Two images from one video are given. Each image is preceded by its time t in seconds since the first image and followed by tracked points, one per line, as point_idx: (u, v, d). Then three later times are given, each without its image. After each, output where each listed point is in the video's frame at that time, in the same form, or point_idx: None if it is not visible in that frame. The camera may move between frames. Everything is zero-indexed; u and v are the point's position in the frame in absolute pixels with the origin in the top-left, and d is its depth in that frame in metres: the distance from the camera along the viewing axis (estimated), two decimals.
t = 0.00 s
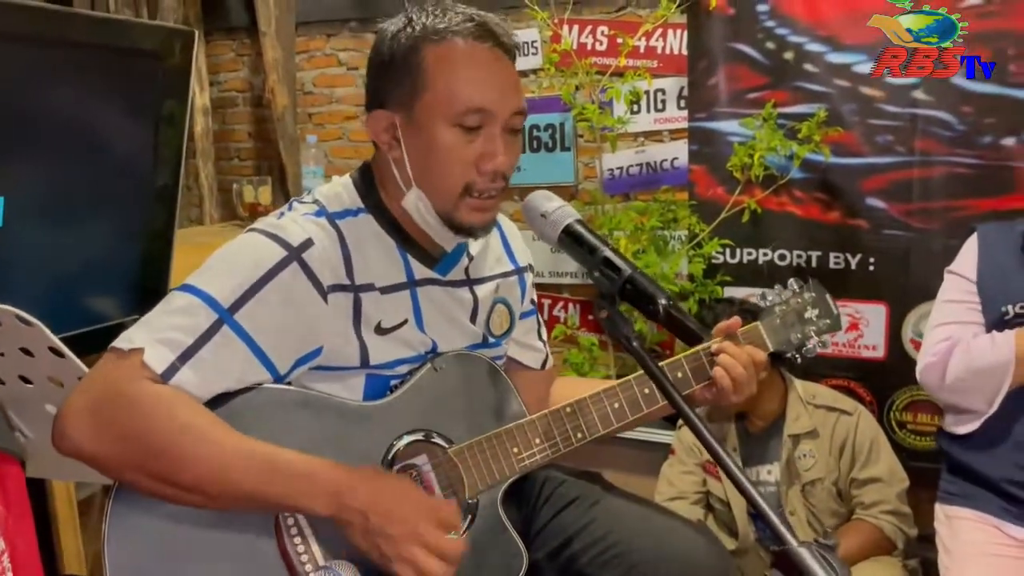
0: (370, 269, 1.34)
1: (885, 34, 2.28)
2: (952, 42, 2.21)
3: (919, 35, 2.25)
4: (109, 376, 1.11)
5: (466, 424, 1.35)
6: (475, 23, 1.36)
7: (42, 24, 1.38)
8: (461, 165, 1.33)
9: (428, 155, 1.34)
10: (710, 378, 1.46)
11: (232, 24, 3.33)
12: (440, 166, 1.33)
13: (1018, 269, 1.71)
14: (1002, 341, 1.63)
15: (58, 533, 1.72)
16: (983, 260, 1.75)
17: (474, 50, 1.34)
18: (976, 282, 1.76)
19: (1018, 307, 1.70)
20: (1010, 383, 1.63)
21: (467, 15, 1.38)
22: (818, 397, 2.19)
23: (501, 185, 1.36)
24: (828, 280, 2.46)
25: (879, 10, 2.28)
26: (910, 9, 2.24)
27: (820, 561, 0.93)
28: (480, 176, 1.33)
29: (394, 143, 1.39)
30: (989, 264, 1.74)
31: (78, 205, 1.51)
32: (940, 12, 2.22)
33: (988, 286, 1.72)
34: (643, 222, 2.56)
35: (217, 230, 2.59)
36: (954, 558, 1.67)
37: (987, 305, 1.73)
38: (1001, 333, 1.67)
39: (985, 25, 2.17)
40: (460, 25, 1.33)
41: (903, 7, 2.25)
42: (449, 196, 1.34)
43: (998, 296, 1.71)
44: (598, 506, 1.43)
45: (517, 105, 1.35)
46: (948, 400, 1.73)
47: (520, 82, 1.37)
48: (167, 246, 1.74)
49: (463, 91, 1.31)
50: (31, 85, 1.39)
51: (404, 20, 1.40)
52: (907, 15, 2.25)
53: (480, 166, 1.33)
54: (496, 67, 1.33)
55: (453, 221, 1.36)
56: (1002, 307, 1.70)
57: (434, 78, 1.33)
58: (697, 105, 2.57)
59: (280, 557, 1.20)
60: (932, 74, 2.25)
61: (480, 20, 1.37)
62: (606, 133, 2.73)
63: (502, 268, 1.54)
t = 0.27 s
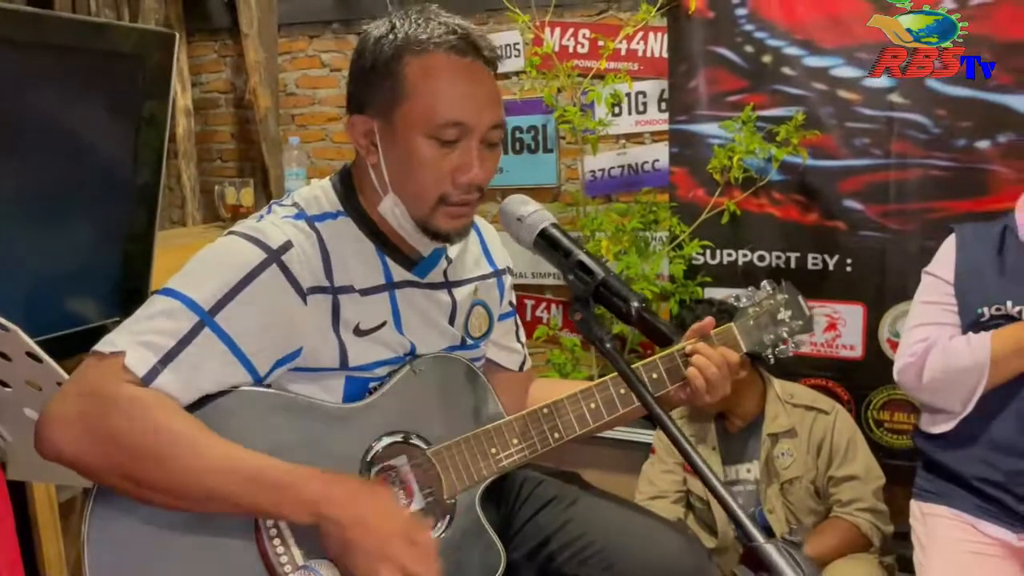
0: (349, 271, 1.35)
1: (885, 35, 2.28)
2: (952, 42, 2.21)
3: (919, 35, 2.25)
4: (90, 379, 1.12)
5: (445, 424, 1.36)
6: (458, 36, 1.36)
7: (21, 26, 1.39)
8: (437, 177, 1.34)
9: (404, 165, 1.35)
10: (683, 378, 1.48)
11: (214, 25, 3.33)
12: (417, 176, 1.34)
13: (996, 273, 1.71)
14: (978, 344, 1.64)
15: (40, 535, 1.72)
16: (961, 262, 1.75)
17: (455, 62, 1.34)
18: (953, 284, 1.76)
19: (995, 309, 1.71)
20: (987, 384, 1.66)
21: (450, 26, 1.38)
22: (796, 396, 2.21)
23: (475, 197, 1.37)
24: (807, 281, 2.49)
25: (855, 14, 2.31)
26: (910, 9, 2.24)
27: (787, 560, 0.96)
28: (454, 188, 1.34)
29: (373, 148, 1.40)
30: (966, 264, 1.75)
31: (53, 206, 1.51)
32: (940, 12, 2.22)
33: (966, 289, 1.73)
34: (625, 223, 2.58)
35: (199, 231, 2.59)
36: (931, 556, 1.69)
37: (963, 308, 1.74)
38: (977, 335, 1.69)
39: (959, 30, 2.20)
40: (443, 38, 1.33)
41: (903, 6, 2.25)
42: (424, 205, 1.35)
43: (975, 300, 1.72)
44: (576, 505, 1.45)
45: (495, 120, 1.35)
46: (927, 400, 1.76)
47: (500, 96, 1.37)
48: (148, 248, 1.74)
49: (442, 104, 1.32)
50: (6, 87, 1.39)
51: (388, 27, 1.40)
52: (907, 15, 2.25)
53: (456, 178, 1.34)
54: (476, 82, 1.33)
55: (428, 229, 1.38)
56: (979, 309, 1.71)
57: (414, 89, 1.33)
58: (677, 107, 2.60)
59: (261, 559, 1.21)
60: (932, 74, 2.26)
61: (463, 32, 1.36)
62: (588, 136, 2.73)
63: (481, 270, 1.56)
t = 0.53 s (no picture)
0: (321, 274, 1.34)
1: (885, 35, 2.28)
2: (952, 42, 2.21)
3: (919, 35, 2.25)
4: (61, 384, 1.12)
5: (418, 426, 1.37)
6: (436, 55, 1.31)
7: None
8: (401, 197, 1.30)
9: (370, 181, 1.32)
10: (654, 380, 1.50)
11: (190, 25, 3.31)
12: (382, 194, 1.31)
13: (962, 275, 1.76)
14: (945, 344, 1.68)
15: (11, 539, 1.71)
16: (927, 264, 1.79)
17: (429, 84, 1.29)
18: (920, 287, 1.80)
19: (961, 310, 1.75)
20: (954, 385, 1.68)
21: (427, 43, 1.32)
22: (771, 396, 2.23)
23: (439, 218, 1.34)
24: (782, 281, 2.52)
25: (829, 18, 2.33)
26: (910, 8, 2.25)
27: (753, 559, 0.97)
28: (418, 210, 1.31)
29: (341, 159, 1.36)
30: (933, 265, 1.78)
31: (26, 207, 1.50)
32: (940, 12, 2.21)
33: (933, 292, 1.76)
34: (602, 225, 2.61)
35: (175, 233, 2.58)
36: (902, 554, 1.72)
37: (931, 309, 1.77)
38: (945, 336, 1.72)
39: (930, 33, 2.23)
40: (418, 60, 1.28)
41: (903, 6, 2.25)
42: (387, 223, 1.33)
43: (942, 302, 1.75)
44: (551, 505, 1.46)
45: (466, 145, 1.31)
46: (897, 401, 1.78)
47: (473, 120, 1.32)
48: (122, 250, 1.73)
49: (411, 127, 1.28)
50: None
51: (365, 37, 1.35)
52: (907, 15, 2.25)
53: (420, 200, 1.31)
54: (449, 107, 1.29)
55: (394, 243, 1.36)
56: (946, 311, 1.75)
57: (385, 108, 1.29)
58: (654, 109, 2.61)
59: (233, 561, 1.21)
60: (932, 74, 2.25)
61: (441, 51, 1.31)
62: (567, 137, 2.74)
63: (454, 271, 1.56)
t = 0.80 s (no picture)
0: (286, 278, 1.33)
1: (885, 36, 2.27)
2: (952, 42, 2.18)
3: (919, 35, 2.22)
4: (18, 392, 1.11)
5: (386, 430, 1.36)
6: (398, 60, 1.31)
7: None
8: (365, 204, 1.30)
9: (334, 187, 1.31)
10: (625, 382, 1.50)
11: (161, 23, 3.27)
12: (346, 200, 1.30)
13: (920, 276, 1.78)
14: (904, 346, 1.69)
15: None
16: (886, 267, 1.82)
17: (391, 89, 1.28)
18: (880, 289, 1.82)
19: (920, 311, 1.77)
20: (914, 385, 1.70)
21: (389, 48, 1.32)
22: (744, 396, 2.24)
23: (405, 223, 1.33)
24: (755, 281, 2.53)
25: (800, 20, 2.35)
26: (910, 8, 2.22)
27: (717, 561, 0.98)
28: (383, 216, 1.30)
29: (305, 166, 1.35)
30: (892, 267, 1.81)
31: None
32: (940, 12, 2.19)
33: (891, 294, 1.79)
34: (577, 226, 2.65)
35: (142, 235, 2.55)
36: (871, 554, 1.73)
37: (890, 311, 1.80)
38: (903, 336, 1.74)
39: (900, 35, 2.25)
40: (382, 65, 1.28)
41: (903, 6, 2.23)
42: (352, 228, 1.32)
43: (901, 304, 1.78)
44: (523, 507, 1.46)
45: (430, 150, 1.31)
46: (860, 403, 1.80)
47: (437, 124, 1.32)
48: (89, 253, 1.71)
49: (374, 133, 1.27)
50: None
51: (325, 42, 1.34)
52: (907, 15, 2.23)
53: (384, 205, 1.30)
54: (412, 110, 1.28)
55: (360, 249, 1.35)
56: (904, 313, 1.77)
57: (347, 114, 1.28)
58: (628, 110, 2.62)
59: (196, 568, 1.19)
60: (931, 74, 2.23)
61: (404, 56, 1.31)
62: (540, 138, 2.74)
63: (422, 274, 1.55)
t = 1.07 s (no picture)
0: (246, 280, 1.33)
1: (885, 35, 2.24)
2: (952, 42, 2.17)
3: (919, 35, 2.21)
4: None
5: (350, 436, 1.35)
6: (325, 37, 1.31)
7: None
8: (297, 183, 1.29)
9: (266, 170, 1.31)
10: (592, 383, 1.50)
11: (127, 22, 3.23)
12: (277, 181, 1.30)
13: (867, 279, 1.81)
14: (854, 347, 1.72)
15: None
16: (834, 271, 1.85)
17: (317, 65, 1.29)
18: (831, 294, 1.85)
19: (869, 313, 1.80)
20: (866, 385, 1.72)
21: (310, 25, 1.33)
22: (713, 395, 2.25)
23: (340, 203, 1.31)
24: (725, 281, 2.54)
25: (767, 22, 2.37)
26: (910, 8, 2.21)
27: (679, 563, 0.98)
28: (314, 195, 1.29)
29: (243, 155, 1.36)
30: (840, 272, 1.84)
31: None
32: (940, 12, 2.18)
33: (840, 298, 1.82)
34: (548, 226, 2.64)
35: (105, 237, 2.51)
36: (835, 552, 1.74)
37: (840, 314, 1.82)
38: (854, 338, 1.77)
39: (865, 37, 2.27)
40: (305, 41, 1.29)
41: (903, 6, 2.21)
42: (286, 213, 1.31)
43: (849, 306, 1.81)
44: (489, 510, 1.46)
45: (359, 123, 1.30)
46: (815, 404, 1.82)
47: (367, 99, 1.31)
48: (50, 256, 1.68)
49: (300, 109, 1.27)
50: None
51: (254, 30, 1.36)
52: (907, 15, 2.21)
53: (314, 184, 1.29)
54: (331, 85, 1.28)
55: (297, 235, 1.33)
56: (854, 314, 1.80)
57: (275, 93, 1.29)
58: (598, 110, 2.62)
59: None
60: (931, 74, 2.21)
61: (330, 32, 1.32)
62: (509, 138, 2.74)
63: (388, 275, 1.55)
